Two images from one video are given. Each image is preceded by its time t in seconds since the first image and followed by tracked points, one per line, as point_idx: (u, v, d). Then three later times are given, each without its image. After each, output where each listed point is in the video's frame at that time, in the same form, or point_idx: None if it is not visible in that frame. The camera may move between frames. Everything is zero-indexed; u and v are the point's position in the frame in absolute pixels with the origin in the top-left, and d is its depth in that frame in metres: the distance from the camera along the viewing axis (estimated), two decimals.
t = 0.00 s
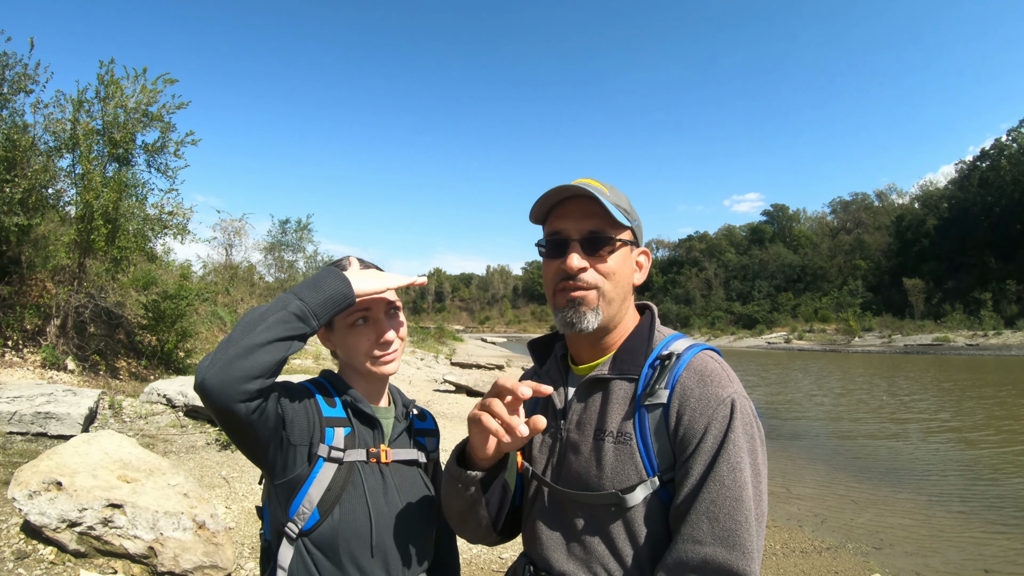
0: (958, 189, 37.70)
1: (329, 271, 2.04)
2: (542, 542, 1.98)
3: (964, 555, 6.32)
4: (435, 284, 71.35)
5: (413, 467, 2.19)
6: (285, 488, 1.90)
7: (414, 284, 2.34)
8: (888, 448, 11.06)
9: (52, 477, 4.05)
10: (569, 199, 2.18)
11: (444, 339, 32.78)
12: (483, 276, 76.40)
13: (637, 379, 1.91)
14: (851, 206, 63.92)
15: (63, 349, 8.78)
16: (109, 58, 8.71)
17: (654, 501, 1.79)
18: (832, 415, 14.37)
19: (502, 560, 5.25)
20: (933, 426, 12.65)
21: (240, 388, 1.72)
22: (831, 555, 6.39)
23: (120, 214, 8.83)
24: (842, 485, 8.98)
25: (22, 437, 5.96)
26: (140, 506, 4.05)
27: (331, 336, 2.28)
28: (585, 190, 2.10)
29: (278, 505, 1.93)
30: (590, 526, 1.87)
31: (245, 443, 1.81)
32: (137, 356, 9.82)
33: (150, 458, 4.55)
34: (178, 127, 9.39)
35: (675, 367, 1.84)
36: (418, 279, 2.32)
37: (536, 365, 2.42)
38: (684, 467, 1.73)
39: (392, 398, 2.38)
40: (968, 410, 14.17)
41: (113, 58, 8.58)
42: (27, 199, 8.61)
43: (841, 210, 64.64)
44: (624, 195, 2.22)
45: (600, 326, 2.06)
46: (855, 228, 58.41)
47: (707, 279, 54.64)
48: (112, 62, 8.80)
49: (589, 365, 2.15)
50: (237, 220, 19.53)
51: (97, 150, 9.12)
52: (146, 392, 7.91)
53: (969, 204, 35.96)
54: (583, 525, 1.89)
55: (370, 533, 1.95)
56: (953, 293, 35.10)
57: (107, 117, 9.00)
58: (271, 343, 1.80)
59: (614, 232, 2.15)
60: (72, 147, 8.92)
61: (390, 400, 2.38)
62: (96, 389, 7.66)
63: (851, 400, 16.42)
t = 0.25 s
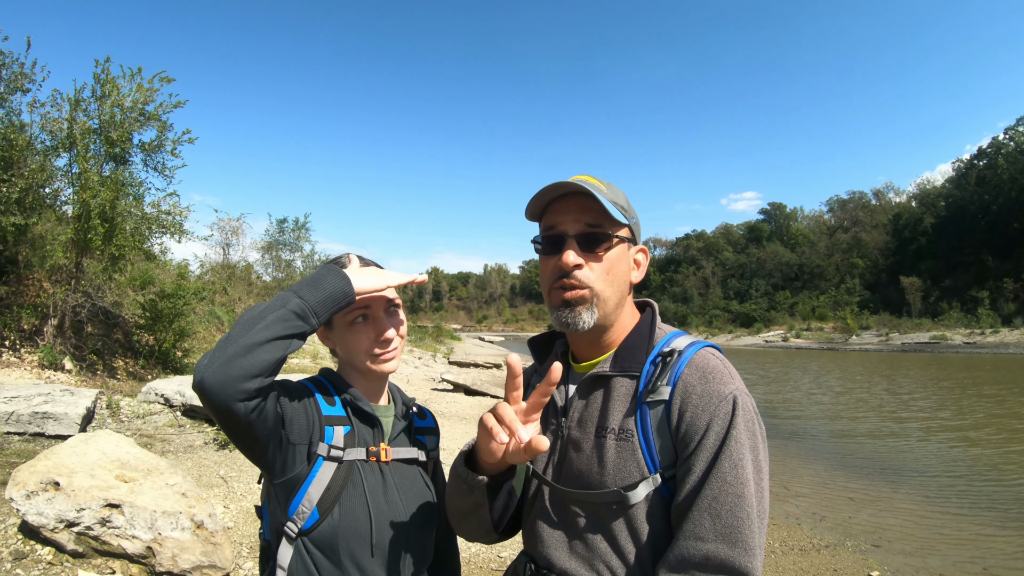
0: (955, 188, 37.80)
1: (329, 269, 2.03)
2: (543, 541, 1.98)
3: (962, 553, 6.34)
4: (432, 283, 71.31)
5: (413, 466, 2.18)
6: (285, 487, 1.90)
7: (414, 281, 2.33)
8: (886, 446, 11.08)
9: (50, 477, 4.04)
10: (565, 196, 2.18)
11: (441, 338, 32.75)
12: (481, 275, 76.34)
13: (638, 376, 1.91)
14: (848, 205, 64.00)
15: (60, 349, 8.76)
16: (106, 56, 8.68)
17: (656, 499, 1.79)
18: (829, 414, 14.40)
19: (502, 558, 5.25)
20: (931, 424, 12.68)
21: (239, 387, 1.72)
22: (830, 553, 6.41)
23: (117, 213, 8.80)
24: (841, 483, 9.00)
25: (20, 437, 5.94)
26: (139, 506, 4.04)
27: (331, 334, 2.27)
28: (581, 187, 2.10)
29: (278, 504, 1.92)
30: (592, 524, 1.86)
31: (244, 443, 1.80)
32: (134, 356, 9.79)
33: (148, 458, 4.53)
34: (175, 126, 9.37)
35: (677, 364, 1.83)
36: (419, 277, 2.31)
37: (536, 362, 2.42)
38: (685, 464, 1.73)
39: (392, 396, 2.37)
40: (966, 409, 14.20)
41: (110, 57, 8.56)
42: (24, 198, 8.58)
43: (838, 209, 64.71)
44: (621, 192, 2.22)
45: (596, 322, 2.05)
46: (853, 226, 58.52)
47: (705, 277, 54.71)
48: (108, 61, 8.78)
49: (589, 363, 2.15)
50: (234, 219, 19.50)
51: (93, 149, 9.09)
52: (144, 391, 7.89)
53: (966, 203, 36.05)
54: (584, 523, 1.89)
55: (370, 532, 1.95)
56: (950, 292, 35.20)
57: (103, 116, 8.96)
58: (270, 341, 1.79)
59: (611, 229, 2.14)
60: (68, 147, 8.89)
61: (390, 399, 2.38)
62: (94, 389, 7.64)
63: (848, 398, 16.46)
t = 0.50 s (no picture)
0: (953, 188, 37.89)
1: (332, 264, 2.02)
2: (544, 538, 1.98)
3: (961, 551, 6.35)
4: (431, 283, 71.26)
5: (415, 463, 2.18)
6: (288, 483, 1.89)
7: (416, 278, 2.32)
8: (885, 445, 11.10)
9: (49, 476, 4.02)
10: (571, 189, 2.18)
11: (439, 338, 32.74)
12: (479, 274, 76.32)
13: (639, 372, 1.90)
14: (846, 205, 64.08)
15: (58, 348, 8.73)
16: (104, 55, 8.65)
17: (656, 495, 1.79)
18: (827, 413, 14.43)
19: (501, 557, 5.24)
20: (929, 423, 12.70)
21: (242, 382, 1.71)
22: (829, 551, 6.41)
23: (115, 212, 8.77)
24: (840, 482, 9.01)
25: (18, 437, 5.93)
26: (138, 505, 4.03)
27: (333, 330, 2.27)
28: (588, 178, 2.10)
29: (280, 501, 1.92)
30: (593, 520, 1.86)
31: (246, 438, 1.80)
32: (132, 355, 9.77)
33: (147, 456, 4.52)
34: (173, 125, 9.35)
35: (677, 360, 1.83)
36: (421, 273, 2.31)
37: (536, 359, 2.41)
38: (686, 460, 1.72)
39: (394, 393, 2.37)
40: (964, 408, 14.23)
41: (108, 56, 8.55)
42: (22, 197, 8.56)
43: (836, 209, 64.81)
44: (626, 187, 2.22)
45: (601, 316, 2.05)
46: (850, 226, 58.62)
47: (703, 277, 54.76)
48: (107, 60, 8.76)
49: (590, 359, 2.14)
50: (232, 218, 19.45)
51: (92, 148, 9.07)
52: (142, 390, 7.87)
53: (964, 202, 36.13)
54: (585, 519, 1.88)
55: (373, 529, 1.94)
56: (947, 291, 35.27)
57: (102, 115, 8.93)
58: (272, 336, 1.79)
59: (616, 223, 2.14)
60: (66, 146, 8.86)
61: (391, 396, 2.37)
62: (92, 388, 7.62)
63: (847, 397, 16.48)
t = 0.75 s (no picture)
0: (951, 188, 37.97)
1: (330, 263, 2.03)
2: (541, 536, 1.98)
3: (959, 551, 6.36)
4: (430, 283, 71.26)
5: (412, 462, 2.18)
6: (286, 483, 1.90)
7: (414, 277, 2.34)
8: (883, 446, 11.12)
9: (48, 476, 4.03)
10: (570, 187, 2.19)
11: (438, 339, 32.76)
12: (478, 275, 76.31)
13: (636, 371, 1.91)
14: (844, 205, 64.13)
15: (57, 349, 8.73)
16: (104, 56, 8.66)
17: (653, 495, 1.80)
18: (826, 414, 14.46)
19: (499, 557, 5.25)
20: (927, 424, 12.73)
21: (241, 381, 1.72)
22: (827, 551, 6.42)
23: (114, 212, 8.76)
24: (839, 483, 9.02)
25: (17, 437, 5.93)
26: (136, 505, 4.03)
27: (331, 329, 2.27)
28: (586, 176, 2.11)
29: (278, 501, 1.93)
30: (589, 519, 1.87)
31: (245, 438, 1.81)
32: (131, 356, 9.76)
33: (145, 457, 4.52)
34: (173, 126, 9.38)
35: (674, 360, 1.84)
36: (419, 273, 2.32)
37: (532, 359, 2.42)
38: (683, 461, 1.73)
39: (392, 393, 2.37)
40: (961, 409, 14.27)
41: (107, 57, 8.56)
42: (21, 197, 8.55)
43: (835, 209, 64.88)
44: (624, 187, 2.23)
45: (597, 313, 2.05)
46: (849, 227, 58.71)
47: (701, 278, 54.81)
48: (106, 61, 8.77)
49: (586, 359, 2.15)
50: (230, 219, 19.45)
51: (91, 148, 9.07)
52: (140, 391, 7.86)
53: (962, 203, 36.21)
54: (582, 519, 1.89)
55: (371, 528, 1.95)
56: (946, 291, 35.33)
57: (101, 116, 8.93)
58: (271, 335, 1.80)
59: (613, 221, 2.15)
60: (66, 146, 8.87)
61: (390, 395, 2.38)
62: (91, 389, 7.62)
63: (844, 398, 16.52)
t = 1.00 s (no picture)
0: (950, 189, 38.03)
1: (329, 259, 2.03)
2: (540, 534, 1.98)
3: (958, 552, 6.36)
4: (429, 284, 71.25)
5: (410, 460, 2.19)
6: (284, 480, 1.90)
7: (414, 274, 2.34)
8: (883, 447, 11.13)
9: (46, 475, 4.03)
10: (558, 187, 2.20)
11: (438, 340, 32.75)
12: (478, 275, 76.29)
13: (634, 369, 1.91)
14: (843, 207, 64.20)
15: (56, 348, 8.72)
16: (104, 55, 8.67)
17: (652, 493, 1.80)
18: (825, 415, 14.46)
19: (498, 557, 5.25)
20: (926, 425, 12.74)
21: (240, 376, 1.72)
22: (826, 551, 6.43)
23: (114, 212, 8.76)
24: (839, 483, 9.02)
25: (15, 436, 5.92)
26: (135, 504, 4.03)
27: (329, 326, 2.28)
28: (573, 176, 2.11)
29: (276, 498, 1.92)
30: (589, 517, 1.87)
31: (244, 434, 1.81)
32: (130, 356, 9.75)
33: (144, 456, 4.51)
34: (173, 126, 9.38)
35: (673, 357, 1.84)
36: (418, 270, 2.32)
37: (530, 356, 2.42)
38: (682, 458, 1.73)
39: (390, 391, 2.38)
40: (960, 410, 14.28)
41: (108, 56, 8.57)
42: (20, 197, 8.54)
43: (834, 210, 64.93)
44: (615, 184, 2.22)
45: (587, 315, 2.06)
46: (848, 228, 58.78)
47: (700, 278, 54.81)
48: (107, 60, 8.78)
49: (585, 356, 2.16)
50: (230, 219, 19.45)
51: (91, 148, 9.07)
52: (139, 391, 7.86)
53: (961, 204, 36.26)
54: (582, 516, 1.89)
55: (369, 525, 1.95)
56: (945, 292, 35.38)
57: (101, 116, 8.93)
58: (270, 330, 1.80)
59: (603, 219, 2.14)
60: (65, 146, 8.87)
61: (387, 392, 2.38)
62: (90, 388, 7.61)
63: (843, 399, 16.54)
